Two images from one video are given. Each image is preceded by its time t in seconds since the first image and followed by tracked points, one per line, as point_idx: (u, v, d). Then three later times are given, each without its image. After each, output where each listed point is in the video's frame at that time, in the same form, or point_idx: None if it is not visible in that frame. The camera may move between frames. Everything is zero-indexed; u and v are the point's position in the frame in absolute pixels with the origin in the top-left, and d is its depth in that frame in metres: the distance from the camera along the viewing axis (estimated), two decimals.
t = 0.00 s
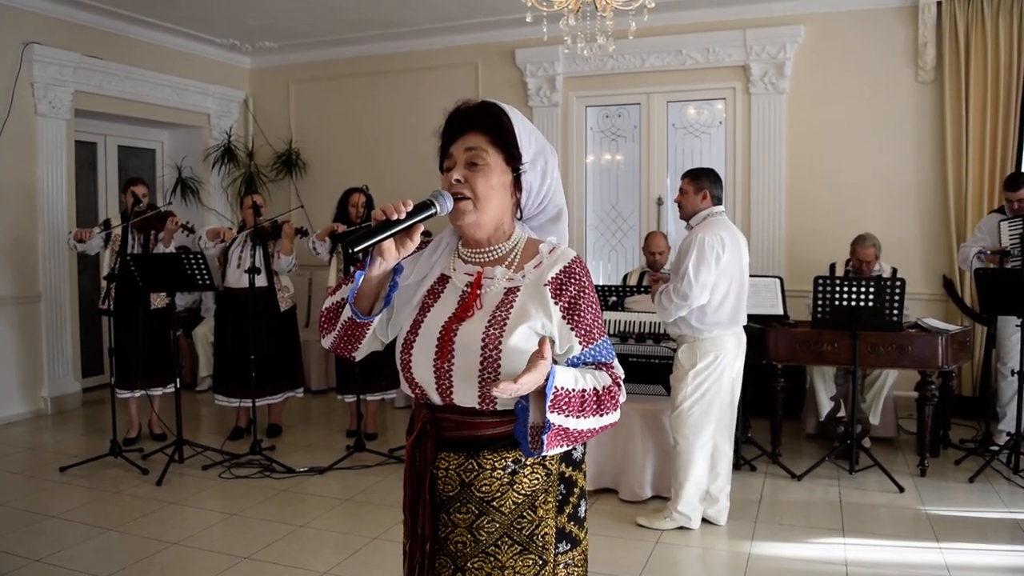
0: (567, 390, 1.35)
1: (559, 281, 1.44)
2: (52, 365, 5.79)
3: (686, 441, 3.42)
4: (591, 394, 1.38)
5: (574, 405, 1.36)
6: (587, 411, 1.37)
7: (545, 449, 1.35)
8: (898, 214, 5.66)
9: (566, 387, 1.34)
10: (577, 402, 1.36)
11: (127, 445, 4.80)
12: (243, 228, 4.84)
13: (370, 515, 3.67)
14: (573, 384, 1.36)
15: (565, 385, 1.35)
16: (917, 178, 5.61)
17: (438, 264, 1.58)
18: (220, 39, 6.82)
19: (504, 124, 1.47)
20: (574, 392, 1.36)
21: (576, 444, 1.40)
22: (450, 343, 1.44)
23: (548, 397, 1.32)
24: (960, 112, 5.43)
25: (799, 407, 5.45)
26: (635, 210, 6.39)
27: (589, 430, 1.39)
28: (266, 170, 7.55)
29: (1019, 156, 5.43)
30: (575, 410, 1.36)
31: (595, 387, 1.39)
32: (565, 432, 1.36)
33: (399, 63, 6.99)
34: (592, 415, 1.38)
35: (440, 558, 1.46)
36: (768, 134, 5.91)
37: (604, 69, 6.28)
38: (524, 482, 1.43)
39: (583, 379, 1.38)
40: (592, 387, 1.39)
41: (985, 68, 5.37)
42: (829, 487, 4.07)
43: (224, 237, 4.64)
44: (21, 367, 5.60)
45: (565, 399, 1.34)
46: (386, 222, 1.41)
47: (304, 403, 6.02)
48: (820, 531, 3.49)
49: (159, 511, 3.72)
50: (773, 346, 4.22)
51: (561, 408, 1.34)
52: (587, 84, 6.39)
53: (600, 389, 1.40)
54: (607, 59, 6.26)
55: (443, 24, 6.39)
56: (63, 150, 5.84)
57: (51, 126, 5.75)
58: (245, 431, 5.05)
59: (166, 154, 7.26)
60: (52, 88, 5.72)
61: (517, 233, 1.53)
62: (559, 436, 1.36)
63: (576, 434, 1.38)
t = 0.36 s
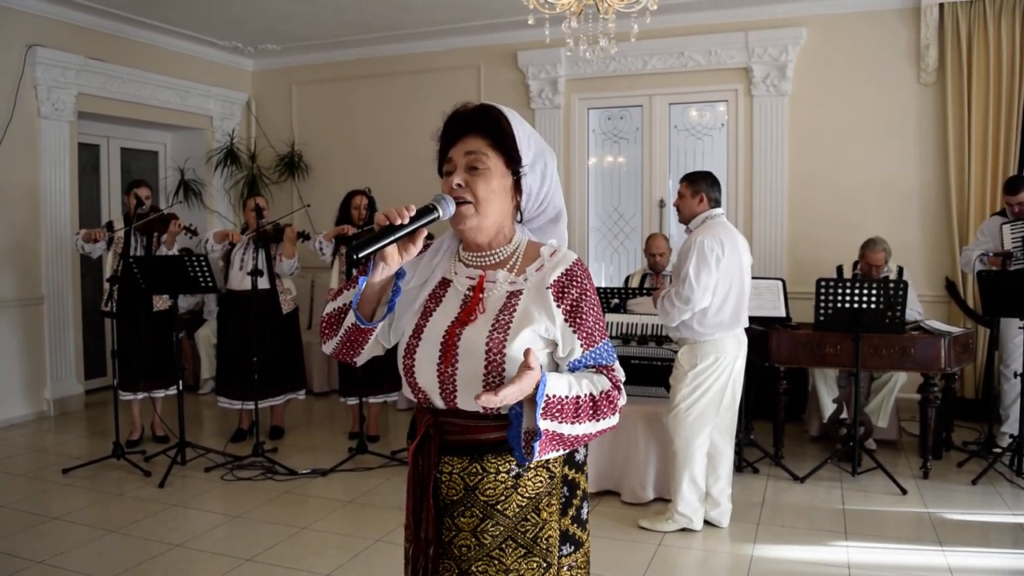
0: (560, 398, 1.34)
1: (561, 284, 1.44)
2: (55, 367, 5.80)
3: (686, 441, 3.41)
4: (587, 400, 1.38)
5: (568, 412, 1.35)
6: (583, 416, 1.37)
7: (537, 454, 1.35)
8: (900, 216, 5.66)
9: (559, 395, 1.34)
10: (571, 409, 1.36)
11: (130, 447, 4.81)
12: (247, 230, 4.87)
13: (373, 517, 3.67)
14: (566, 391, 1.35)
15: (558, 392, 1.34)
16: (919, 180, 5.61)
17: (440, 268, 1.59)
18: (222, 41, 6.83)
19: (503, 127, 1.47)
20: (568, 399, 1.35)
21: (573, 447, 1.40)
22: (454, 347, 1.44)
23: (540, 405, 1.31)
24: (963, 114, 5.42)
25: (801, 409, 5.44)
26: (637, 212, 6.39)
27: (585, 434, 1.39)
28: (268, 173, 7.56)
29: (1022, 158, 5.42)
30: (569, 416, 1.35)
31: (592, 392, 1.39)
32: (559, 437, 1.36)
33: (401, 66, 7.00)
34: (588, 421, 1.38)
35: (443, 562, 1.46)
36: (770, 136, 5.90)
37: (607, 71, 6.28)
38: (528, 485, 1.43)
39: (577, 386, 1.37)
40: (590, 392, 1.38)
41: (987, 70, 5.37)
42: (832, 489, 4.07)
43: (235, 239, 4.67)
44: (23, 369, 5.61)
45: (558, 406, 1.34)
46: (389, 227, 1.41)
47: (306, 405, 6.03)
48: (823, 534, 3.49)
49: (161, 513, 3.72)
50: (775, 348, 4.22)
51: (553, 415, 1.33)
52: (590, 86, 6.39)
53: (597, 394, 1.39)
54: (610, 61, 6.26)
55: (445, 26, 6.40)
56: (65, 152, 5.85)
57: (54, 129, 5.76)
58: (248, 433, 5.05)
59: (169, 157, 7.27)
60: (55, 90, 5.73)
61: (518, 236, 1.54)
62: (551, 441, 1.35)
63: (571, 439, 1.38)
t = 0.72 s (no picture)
0: (567, 392, 1.35)
1: (562, 286, 1.45)
2: (57, 370, 5.80)
3: (686, 442, 3.41)
4: (592, 396, 1.39)
5: (574, 406, 1.37)
6: (588, 412, 1.38)
7: (543, 449, 1.36)
8: (902, 217, 5.66)
9: (566, 389, 1.35)
10: (577, 404, 1.37)
11: (132, 449, 4.81)
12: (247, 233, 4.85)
13: (375, 519, 3.67)
14: (573, 386, 1.37)
15: (564, 387, 1.35)
16: (921, 181, 5.61)
17: (439, 271, 1.58)
18: (224, 44, 6.85)
19: (503, 131, 1.47)
20: (574, 394, 1.37)
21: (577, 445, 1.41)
22: (456, 352, 1.44)
23: (546, 398, 1.32)
24: (964, 115, 5.42)
25: (803, 410, 5.44)
26: (638, 214, 6.39)
27: (589, 431, 1.40)
28: (269, 175, 7.57)
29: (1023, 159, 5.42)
30: (575, 411, 1.37)
31: (597, 389, 1.40)
32: (564, 433, 1.37)
33: (402, 69, 7.01)
34: (592, 417, 1.39)
35: (447, 565, 1.46)
36: (771, 138, 5.91)
37: (608, 73, 6.29)
38: (532, 487, 1.43)
39: (583, 381, 1.39)
40: (594, 388, 1.40)
41: (989, 72, 5.37)
42: (834, 491, 4.07)
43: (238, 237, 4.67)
44: (25, 373, 5.61)
45: (565, 400, 1.35)
46: (391, 232, 1.42)
47: (308, 408, 6.03)
48: (825, 537, 3.48)
49: (163, 515, 3.73)
50: (777, 350, 4.22)
51: (560, 409, 1.35)
52: (591, 88, 6.40)
53: (602, 391, 1.40)
54: (610, 64, 6.27)
55: (446, 29, 6.41)
56: (67, 155, 5.87)
57: (56, 132, 5.78)
58: (249, 436, 5.05)
59: (170, 160, 7.28)
60: (57, 93, 5.75)
61: (517, 239, 1.54)
62: (558, 436, 1.36)
63: (577, 435, 1.39)
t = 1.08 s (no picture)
0: (556, 356, 1.36)
1: (558, 285, 1.45)
2: (58, 372, 5.81)
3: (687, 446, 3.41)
4: (587, 373, 1.38)
5: (564, 377, 1.37)
6: (580, 388, 1.37)
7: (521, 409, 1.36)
8: (903, 219, 5.66)
9: (555, 353, 1.36)
10: (567, 375, 1.37)
11: (133, 452, 4.81)
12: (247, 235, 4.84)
13: (376, 521, 3.68)
14: (566, 355, 1.38)
15: (554, 351, 1.37)
16: (921, 183, 5.61)
17: (434, 275, 1.58)
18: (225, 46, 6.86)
19: (498, 132, 1.48)
20: (565, 362, 1.37)
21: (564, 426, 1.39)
22: (453, 357, 1.44)
23: (532, 355, 1.34)
24: (965, 117, 5.42)
25: (804, 412, 5.44)
26: (640, 216, 6.39)
27: (581, 410, 1.38)
28: (270, 177, 7.58)
29: None
30: (565, 384, 1.37)
31: (593, 369, 1.39)
32: (548, 402, 1.37)
33: (403, 71, 7.02)
34: (585, 396, 1.38)
35: (452, 569, 1.46)
36: (772, 140, 5.91)
37: (609, 76, 6.30)
38: (535, 490, 1.43)
39: (579, 355, 1.39)
40: (591, 368, 1.39)
41: (989, 73, 5.37)
42: (835, 493, 4.07)
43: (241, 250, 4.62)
44: (27, 375, 5.62)
45: (552, 364, 1.36)
46: (385, 237, 1.41)
47: (309, 410, 6.04)
48: (826, 539, 3.48)
49: (165, 518, 3.73)
50: (778, 351, 4.22)
51: (545, 372, 1.36)
52: (592, 90, 6.41)
53: (598, 372, 1.39)
54: (612, 66, 6.28)
55: (447, 31, 6.42)
56: (69, 157, 5.87)
57: (57, 134, 5.78)
58: (250, 438, 5.06)
59: (171, 162, 7.29)
60: (58, 96, 5.76)
61: (512, 241, 1.54)
62: (542, 403, 1.38)
63: (566, 412, 1.38)
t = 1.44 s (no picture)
0: (557, 360, 1.37)
1: (558, 288, 1.45)
2: (58, 373, 5.80)
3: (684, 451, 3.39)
4: (588, 377, 1.39)
5: (564, 381, 1.37)
6: (580, 392, 1.38)
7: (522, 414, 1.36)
8: (903, 220, 5.66)
9: (557, 357, 1.37)
10: (567, 380, 1.38)
11: (134, 452, 4.81)
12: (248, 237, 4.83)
13: (376, 522, 3.68)
14: (567, 359, 1.38)
15: (556, 356, 1.37)
16: (921, 184, 5.61)
17: (434, 281, 1.57)
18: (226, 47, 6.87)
19: (487, 133, 1.48)
20: (567, 366, 1.38)
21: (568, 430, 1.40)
22: (454, 362, 1.44)
23: (533, 360, 1.35)
24: (965, 118, 5.42)
25: (804, 413, 5.44)
26: (640, 217, 6.39)
27: (582, 415, 1.39)
28: (271, 178, 7.58)
29: None
30: (567, 388, 1.38)
31: (594, 373, 1.40)
32: (548, 404, 1.39)
33: (403, 71, 7.03)
34: (585, 400, 1.38)
35: (454, 570, 1.46)
36: (772, 141, 5.91)
37: (609, 77, 6.30)
38: (537, 492, 1.44)
39: (580, 359, 1.40)
40: (592, 373, 1.40)
41: (989, 74, 5.38)
42: (836, 494, 4.07)
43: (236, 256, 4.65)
44: (27, 376, 5.62)
45: (554, 368, 1.37)
46: (381, 250, 1.40)
47: (309, 411, 6.03)
48: (827, 539, 3.48)
49: (165, 519, 3.73)
50: (778, 352, 4.22)
51: (547, 377, 1.37)
52: (593, 92, 6.41)
53: (599, 376, 1.40)
54: (612, 67, 6.29)
55: (447, 32, 6.43)
56: (69, 157, 5.87)
57: (58, 135, 5.79)
58: (251, 439, 5.05)
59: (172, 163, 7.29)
60: (58, 97, 5.76)
61: (510, 242, 1.54)
62: (542, 406, 1.39)
63: (568, 416, 1.39)
